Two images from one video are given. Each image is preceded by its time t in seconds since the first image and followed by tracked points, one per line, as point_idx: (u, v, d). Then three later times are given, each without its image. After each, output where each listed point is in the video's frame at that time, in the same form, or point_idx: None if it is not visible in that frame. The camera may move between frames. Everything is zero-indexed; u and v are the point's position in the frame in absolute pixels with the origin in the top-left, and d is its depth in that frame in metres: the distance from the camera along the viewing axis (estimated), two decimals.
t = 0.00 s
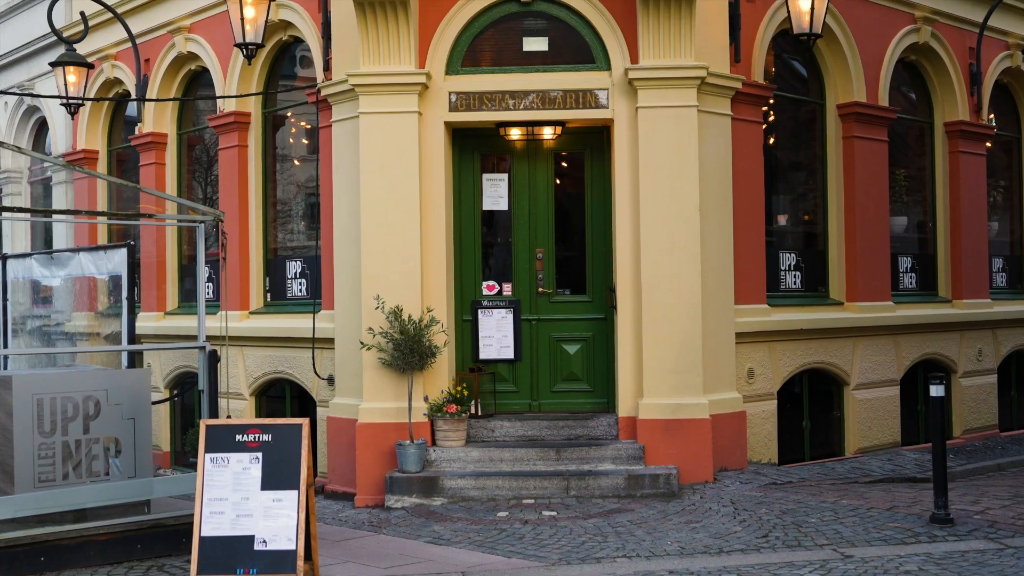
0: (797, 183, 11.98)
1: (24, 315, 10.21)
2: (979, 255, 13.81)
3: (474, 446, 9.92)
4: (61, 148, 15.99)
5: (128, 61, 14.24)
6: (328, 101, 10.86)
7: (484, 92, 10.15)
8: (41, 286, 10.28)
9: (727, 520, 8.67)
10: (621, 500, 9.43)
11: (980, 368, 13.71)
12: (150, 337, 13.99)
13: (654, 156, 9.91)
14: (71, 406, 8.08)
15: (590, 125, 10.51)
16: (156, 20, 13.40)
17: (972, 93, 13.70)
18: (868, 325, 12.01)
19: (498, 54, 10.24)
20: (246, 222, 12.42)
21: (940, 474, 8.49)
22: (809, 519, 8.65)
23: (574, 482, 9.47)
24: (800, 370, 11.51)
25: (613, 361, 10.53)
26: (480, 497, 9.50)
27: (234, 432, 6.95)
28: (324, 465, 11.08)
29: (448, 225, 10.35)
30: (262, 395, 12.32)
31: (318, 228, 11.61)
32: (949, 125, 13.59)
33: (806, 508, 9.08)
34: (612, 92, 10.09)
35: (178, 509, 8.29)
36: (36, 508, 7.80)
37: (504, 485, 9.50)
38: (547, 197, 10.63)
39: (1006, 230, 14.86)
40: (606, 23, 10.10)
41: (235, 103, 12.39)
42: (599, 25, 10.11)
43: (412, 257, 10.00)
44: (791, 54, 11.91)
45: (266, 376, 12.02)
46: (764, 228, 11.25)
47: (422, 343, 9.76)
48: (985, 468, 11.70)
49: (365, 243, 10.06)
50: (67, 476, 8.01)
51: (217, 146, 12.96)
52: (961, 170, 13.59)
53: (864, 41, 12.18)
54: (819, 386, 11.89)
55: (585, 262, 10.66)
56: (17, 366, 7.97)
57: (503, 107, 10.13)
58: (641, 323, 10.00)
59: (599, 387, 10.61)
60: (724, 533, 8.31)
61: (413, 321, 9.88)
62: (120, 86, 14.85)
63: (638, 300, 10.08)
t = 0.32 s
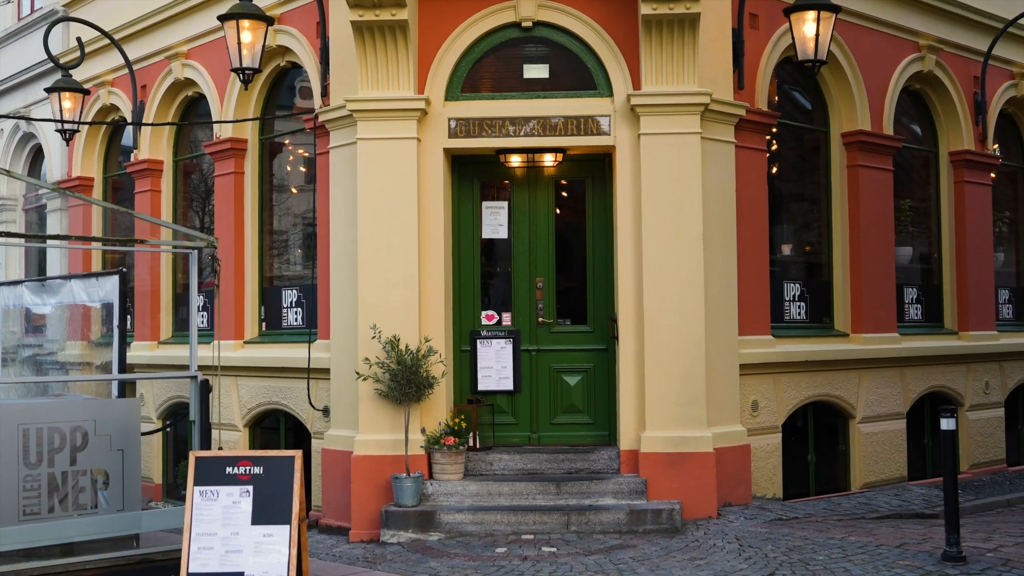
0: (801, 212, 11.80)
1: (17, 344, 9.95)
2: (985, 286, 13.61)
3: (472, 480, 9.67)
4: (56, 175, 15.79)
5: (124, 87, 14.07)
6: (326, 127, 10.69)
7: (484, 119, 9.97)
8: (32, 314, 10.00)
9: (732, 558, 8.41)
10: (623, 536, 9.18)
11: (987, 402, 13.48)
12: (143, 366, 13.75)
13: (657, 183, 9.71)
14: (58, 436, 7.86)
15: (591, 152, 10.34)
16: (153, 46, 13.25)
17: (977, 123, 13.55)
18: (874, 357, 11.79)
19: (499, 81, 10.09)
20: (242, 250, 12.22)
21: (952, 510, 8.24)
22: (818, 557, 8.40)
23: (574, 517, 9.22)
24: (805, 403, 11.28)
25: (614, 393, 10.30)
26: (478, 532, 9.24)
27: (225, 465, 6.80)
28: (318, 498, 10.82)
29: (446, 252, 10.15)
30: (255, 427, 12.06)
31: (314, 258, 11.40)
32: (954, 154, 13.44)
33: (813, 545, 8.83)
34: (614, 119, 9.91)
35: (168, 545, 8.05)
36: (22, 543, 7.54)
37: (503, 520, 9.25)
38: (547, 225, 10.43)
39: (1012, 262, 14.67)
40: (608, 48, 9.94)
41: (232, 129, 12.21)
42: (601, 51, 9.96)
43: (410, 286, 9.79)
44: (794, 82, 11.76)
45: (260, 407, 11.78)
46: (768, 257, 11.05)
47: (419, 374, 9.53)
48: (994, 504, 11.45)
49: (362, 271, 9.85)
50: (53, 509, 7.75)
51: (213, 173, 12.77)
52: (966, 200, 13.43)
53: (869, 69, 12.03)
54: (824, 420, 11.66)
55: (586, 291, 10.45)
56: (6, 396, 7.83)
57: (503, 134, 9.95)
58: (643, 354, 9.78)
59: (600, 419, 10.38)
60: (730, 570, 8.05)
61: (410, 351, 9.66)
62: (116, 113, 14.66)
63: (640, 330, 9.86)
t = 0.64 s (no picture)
0: (804, 243, 11.63)
1: (9, 375, 9.81)
2: (990, 318, 13.41)
3: (469, 515, 9.44)
4: (50, 203, 15.63)
5: (120, 114, 13.91)
6: (322, 154, 10.53)
7: (483, 146, 9.81)
8: (24, 344, 9.87)
9: None
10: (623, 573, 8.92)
11: (993, 436, 13.25)
12: (136, 397, 13.51)
13: (659, 213, 9.53)
14: (43, 469, 7.73)
15: (592, 181, 10.18)
16: (149, 73, 13.10)
17: (981, 153, 13.41)
18: (879, 390, 11.58)
19: (498, 108, 9.94)
20: (236, 279, 12.03)
21: (963, 549, 7.99)
22: None
23: (573, 554, 8.97)
24: (809, 438, 11.05)
25: (614, 426, 10.08)
26: (475, 569, 8.99)
27: (213, 499, 6.78)
28: (311, 533, 10.57)
29: (444, 283, 9.95)
30: (248, 459, 11.82)
31: (310, 288, 11.21)
32: (958, 185, 13.29)
33: None
34: (615, 147, 9.75)
35: None
36: None
37: (500, 557, 9.01)
38: (546, 255, 10.25)
39: (1017, 294, 14.49)
40: (609, 76, 9.80)
41: (227, 156, 12.05)
42: (602, 79, 9.81)
43: (406, 316, 9.59)
44: (798, 111, 11.61)
45: (253, 439, 11.54)
46: (771, 289, 10.86)
47: (415, 407, 9.31)
48: (1001, 542, 11.20)
49: (358, 301, 9.65)
50: (37, 544, 7.62)
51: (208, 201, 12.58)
52: (971, 231, 13.26)
53: (872, 99, 11.90)
54: (828, 454, 11.44)
55: (586, 322, 10.26)
56: None
57: (503, 161, 9.78)
58: (644, 386, 9.56)
59: (601, 453, 10.15)
60: None
61: (406, 382, 9.43)
62: (111, 140, 14.51)
63: (641, 362, 9.65)
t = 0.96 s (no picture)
0: (806, 277, 11.45)
1: None
2: (994, 354, 13.22)
3: (464, 552, 9.19)
4: (42, 234, 15.44)
5: (113, 145, 13.75)
6: (317, 184, 10.37)
7: (481, 177, 9.65)
8: (14, 375, 9.84)
9: None
10: None
11: (997, 474, 13.02)
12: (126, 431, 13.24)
13: (660, 245, 9.36)
14: (26, 504, 7.51)
15: (591, 212, 10.01)
16: (143, 103, 12.96)
17: (983, 187, 13.29)
18: (883, 427, 11.37)
19: (496, 138, 9.80)
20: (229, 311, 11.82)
21: None
22: None
23: None
24: (812, 475, 10.83)
25: (614, 462, 9.86)
26: None
27: (201, 536, 6.86)
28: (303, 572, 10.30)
29: (441, 315, 9.76)
30: (239, 494, 11.56)
31: (303, 321, 11.01)
32: (961, 219, 13.14)
33: None
34: (615, 178, 9.59)
35: None
36: None
37: None
38: (544, 287, 10.07)
39: (1020, 330, 14.31)
40: (609, 106, 9.66)
41: (221, 187, 11.88)
42: (602, 109, 9.67)
43: (402, 349, 9.38)
44: (799, 143, 11.47)
45: (244, 474, 11.29)
46: (773, 322, 10.67)
47: (410, 441, 9.08)
48: None
49: (353, 333, 9.44)
50: None
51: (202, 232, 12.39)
52: (974, 266, 13.10)
53: (874, 132, 11.78)
54: (831, 491, 11.21)
55: (584, 356, 10.06)
56: None
57: (500, 192, 9.62)
58: (644, 421, 9.35)
59: (599, 490, 9.92)
60: None
61: (401, 417, 9.20)
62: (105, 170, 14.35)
63: (641, 396, 9.44)
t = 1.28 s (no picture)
0: (807, 315, 11.27)
1: None
2: (997, 393, 13.01)
3: None
4: (32, 268, 15.23)
5: (105, 178, 13.56)
6: (311, 217, 10.19)
7: (477, 211, 9.48)
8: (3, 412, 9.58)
9: None
10: None
11: (1001, 515, 12.79)
12: (114, 468, 12.96)
13: (658, 280, 9.18)
14: (5, 545, 7.28)
15: (590, 247, 9.84)
16: (136, 135, 12.80)
17: (985, 224, 13.15)
18: (886, 466, 11.14)
19: (492, 171, 9.64)
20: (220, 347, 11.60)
21: None
22: None
23: None
24: (814, 515, 10.60)
25: (611, 502, 9.62)
26: None
27: None
28: None
29: (436, 351, 9.56)
30: (228, 533, 11.30)
31: (296, 358, 10.80)
32: (963, 256, 12.98)
33: None
34: (614, 212, 9.43)
35: None
36: None
37: None
38: (541, 323, 9.88)
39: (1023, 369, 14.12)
40: (608, 139, 9.51)
41: (214, 220, 11.70)
42: (602, 143, 9.52)
43: (396, 386, 9.17)
44: (799, 178, 11.31)
45: (233, 512, 11.04)
46: (774, 360, 10.48)
47: (403, 480, 8.85)
48: None
49: (345, 370, 9.23)
50: None
51: (194, 266, 12.19)
52: (976, 303, 12.92)
53: (876, 167, 11.64)
54: (833, 532, 10.98)
55: (582, 394, 9.85)
56: None
57: (496, 226, 9.44)
58: (643, 461, 9.12)
59: (597, 531, 9.68)
60: None
61: (394, 455, 8.98)
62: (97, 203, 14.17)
63: (640, 435, 9.23)
